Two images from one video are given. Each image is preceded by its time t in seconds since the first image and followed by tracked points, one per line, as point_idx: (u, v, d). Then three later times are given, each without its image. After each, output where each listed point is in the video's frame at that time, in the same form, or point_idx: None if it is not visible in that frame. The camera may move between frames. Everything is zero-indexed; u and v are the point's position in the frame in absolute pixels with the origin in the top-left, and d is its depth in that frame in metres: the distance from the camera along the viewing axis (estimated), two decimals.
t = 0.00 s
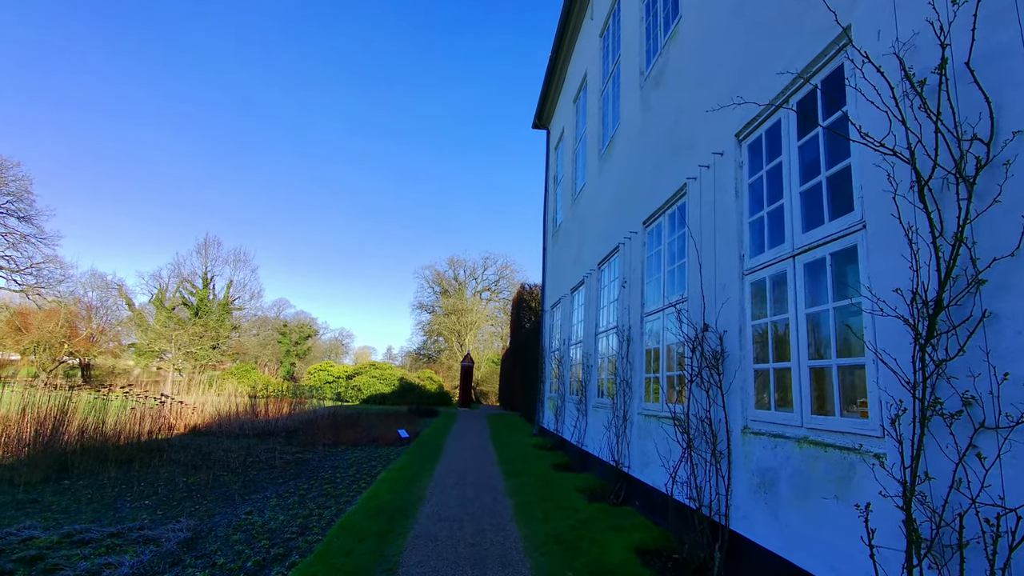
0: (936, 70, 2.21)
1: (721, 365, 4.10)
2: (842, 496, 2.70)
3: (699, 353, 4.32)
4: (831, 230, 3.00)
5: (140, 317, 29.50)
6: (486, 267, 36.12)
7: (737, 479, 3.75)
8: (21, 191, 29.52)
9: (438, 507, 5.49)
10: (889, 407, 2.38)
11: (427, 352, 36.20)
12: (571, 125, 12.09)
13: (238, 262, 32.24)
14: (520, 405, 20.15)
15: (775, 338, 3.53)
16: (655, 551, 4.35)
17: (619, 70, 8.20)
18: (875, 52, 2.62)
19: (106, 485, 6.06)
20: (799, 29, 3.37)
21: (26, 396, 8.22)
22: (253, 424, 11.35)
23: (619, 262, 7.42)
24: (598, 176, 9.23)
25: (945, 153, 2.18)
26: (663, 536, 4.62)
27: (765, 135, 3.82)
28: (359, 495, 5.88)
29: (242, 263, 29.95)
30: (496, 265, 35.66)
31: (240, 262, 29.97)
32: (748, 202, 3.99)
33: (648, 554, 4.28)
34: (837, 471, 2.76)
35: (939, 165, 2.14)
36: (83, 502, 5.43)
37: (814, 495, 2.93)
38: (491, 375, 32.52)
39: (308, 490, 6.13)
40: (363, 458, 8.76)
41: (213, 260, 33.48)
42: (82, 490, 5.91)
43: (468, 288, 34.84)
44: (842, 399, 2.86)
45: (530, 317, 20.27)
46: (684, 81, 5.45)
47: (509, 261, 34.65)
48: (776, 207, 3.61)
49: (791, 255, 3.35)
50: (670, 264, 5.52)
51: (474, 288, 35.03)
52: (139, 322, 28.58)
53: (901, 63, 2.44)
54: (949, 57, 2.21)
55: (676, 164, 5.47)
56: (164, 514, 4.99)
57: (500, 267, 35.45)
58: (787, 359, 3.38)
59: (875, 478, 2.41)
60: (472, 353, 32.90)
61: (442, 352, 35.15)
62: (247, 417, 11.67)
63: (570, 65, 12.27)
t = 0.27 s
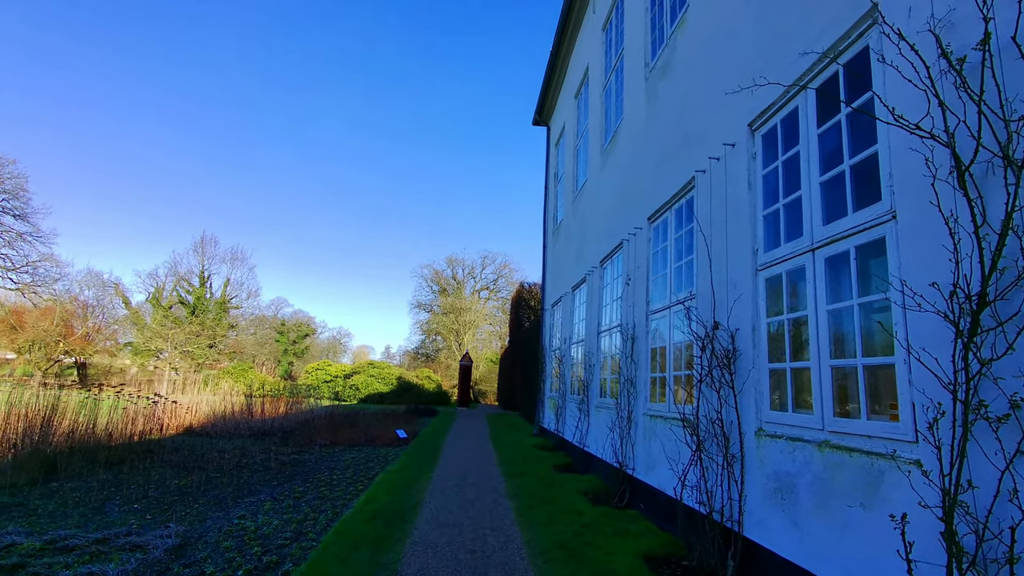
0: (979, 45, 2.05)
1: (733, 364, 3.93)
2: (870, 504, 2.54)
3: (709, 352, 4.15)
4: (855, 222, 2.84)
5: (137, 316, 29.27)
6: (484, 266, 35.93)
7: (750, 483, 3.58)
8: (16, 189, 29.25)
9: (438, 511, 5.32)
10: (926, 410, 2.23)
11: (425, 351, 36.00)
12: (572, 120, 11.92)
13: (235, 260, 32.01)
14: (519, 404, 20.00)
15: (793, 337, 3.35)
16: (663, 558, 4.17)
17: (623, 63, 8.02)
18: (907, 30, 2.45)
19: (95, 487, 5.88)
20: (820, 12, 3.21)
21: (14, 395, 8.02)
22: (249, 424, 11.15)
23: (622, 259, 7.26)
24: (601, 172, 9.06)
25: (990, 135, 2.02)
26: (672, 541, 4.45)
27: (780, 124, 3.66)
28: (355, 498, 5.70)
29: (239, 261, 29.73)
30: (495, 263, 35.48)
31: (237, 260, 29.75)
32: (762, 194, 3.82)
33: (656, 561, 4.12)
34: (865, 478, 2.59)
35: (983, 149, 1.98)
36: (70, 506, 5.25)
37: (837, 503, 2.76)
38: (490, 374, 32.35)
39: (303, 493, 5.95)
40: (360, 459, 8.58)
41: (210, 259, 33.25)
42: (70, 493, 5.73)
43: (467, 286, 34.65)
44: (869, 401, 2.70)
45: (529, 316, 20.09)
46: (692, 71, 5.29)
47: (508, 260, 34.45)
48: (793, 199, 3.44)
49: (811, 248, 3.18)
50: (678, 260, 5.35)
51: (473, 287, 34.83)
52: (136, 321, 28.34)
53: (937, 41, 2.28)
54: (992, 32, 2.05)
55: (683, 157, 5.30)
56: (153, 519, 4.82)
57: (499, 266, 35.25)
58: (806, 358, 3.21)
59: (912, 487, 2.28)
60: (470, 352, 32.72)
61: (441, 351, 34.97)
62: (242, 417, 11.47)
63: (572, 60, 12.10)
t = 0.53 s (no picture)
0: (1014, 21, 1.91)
1: (740, 362, 3.79)
2: (889, 511, 2.41)
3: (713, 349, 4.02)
4: (873, 213, 2.70)
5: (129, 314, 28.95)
6: (480, 264, 35.74)
7: (758, 486, 3.44)
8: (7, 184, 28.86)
9: (433, 513, 5.17)
10: (957, 412, 2.11)
11: (421, 349, 35.80)
12: (570, 116, 11.77)
13: (229, 257, 31.70)
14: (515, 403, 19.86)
15: (804, 333, 3.21)
16: (666, 563, 4.04)
17: (623, 55, 7.87)
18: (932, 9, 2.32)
19: (79, 488, 5.71)
20: None
21: None
22: (240, 423, 10.95)
23: (622, 255, 7.12)
24: (600, 167, 8.91)
25: None
26: (674, 544, 4.32)
27: (790, 113, 3.52)
28: (348, 499, 5.54)
29: (234, 258, 29.45)
30: (491, 261, 35.29)
31: (231, 258, 29.49)
32: (771, 186, 3.68)
33: (658, 566, 3.98)
34: (884, 483, 2.45)
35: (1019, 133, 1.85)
36: (51, 508, 5.07)
37: (854, 509, 2.62)
38: (486, 373, 32.19)
39: (294, 494, 5.79)
40: (354, 459, 8.42)
41: (203, 256, 32.92)
42: (52, 494, 5.55)
43: (463, 284, 34.45)
44: (888, 401, 2.56)
45: (526, 314, 19.95)
46: (695, 62, 5.15)
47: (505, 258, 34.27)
48: (803, 190, 3.31)
49: (823, 241, 3.04)
50: (680, 256, 5.22)
51: (469, 285, 34.64)
52: (128, 318, 28.04)
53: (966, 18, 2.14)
54: None
55: (686, 150, 5.16)
56: (136, 522, 4.64)
57: (495, 264, 35.07)
58: (819, 357, 3.06)
59: (939, 493, 2.15)
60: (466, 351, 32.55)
61: (436, 349, 34.80)
62: (234, 416, 11.27)
63: (570, 54, 11.95)
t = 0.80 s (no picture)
0: None
1: (746, 357, 3.63)
2: (911, 513, 2.25)
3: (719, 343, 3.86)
4: (891, 197, 2.54)
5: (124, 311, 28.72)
6: (478, 261, 35.55)
7: (766, 486, 3.29)
8: None
9: (427, 514, 5.01)
10: (991, 407, 1.97)
11: (418, 347, 35.62)
12: (569, 109, 11.60)
13: (225, 254, 31.47)
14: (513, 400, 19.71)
15: (816, 326, 3.05)
16: (669, 565, 3.88)
17: (622, 44, 7.70)
18: None
19: (62, 488, 5.55)
20: None
21: None
22: (233, 421, 10.78)
23: (621, 249, 6.96)
24: (599, 160, 8.75)
25: None
26: (677, 545, 4.17)
27: (800, 96, 3.36)
28: (340, 499, 5.37)
29: (230, 256, 29.23)
30: (489, 259, 35.10)
31: (227, 255, 29.27)
32: (779, 172, 3.52)
33: (661, 568, 3.83)
34: (905, 484, 2.30)
35: None
36: (31, 509, 4.90)
37: (872, 511, 2.46)
38: (484, 370, 32.04)
39: (285, 494, 5.63)
40: (348, 457, 8.25)
41: (199, 253, 32.68)
42: (34, 494, 5.38)
43: (460, 282, 34.25)
44: (908, 396, 2.40)
45: (524, 311, 19.79)
46: (697, 47, 4.99)
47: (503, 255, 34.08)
48: (814, 175, 3.15)
49: (837, 229, 2.89)
50: (682, 248, 5.06)
51: (467, 283, 34.45)
52: (123, 316, 27.81)
53: None
54: None
55: (688, 139, 5.01)
56: (118, 524, 4.48)
57: (493, 261, 34.88)
58: (832, 351, 2.90)
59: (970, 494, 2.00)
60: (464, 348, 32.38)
61: (434, 347, 34.62)
62: (227, 414, 11.09)
63: (568, 47, 11.77)
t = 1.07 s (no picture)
0: None
1: (755, 358, 3.46)
2: (939, 528, 2.09)
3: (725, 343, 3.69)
4: (914, 187, 2.37)
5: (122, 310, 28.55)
6: (478, 260, 35.37)
7: (775, 495, 3.11)
8: None
9: (421, 519, 4.85)
10: None
11: (417, 346, 35.47)
12: (568, 104, 11.40)
13: (223, 253, 31.29)
14: (513, 400, 19.53)
15: (830, 326, 2.87)
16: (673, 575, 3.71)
17: (623, 36, 7.51)
18: None
19: (45, 493, 5.38)
20: None
21: None
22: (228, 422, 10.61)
23: (622, 245, 6.78)
24: (599, 156, 8.55)
25: None
26: (681, 553, 4.01)
27: (812, 81, 3.19)
28: (332, 504, 5.20)
29: (228, 255, 29.05)
30: (488, 257, 34.90)
31: (225, 254, 29.10)
32: (790, 163, 3.34)
33: None
34: (933, 496, 2.14)
35: None
36: (12, 515, 4.73)
37: (894, 524, 2.30)
38: (484, 369, 31.98)
39: (276, 498, 5.46)
40: (343, 459, 8.08)
41: (197, 251, 32.50)
42: (16, 499, 5.21)
43: (460, 281, 34.05)
44: (932, 401, 2.24)
45: (523, 310, 19.62)
46: (702, 35, 4.80)
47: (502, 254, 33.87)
48: (828, 165, 2.98)
49: (853, 221, 2.72)
50: (686, 245, 4.88)
51: (467, 281, 34.25)
52: (121, 315, 27.67)
53: None
54: None
55: (692, 130, 4.82)
56: (100, 533, 4.31)
57: (493, 260, 34.67)
58: (847, 352, 2.73)
59: (1008, 510, 1.84)
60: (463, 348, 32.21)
61: (433, 346, 34.46)
62: (221, 414, 10.91)
63: (568, 40, 11.56)
